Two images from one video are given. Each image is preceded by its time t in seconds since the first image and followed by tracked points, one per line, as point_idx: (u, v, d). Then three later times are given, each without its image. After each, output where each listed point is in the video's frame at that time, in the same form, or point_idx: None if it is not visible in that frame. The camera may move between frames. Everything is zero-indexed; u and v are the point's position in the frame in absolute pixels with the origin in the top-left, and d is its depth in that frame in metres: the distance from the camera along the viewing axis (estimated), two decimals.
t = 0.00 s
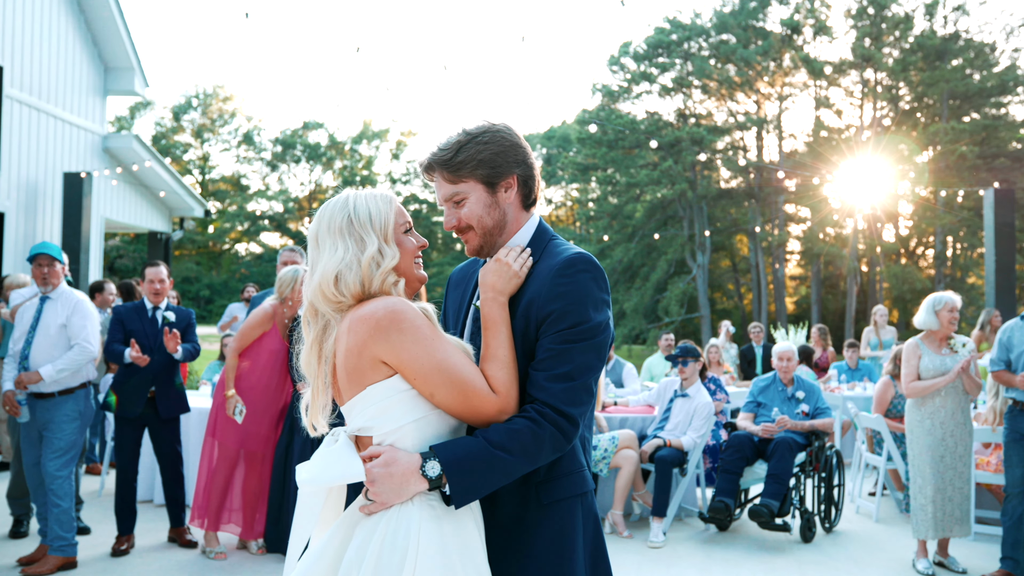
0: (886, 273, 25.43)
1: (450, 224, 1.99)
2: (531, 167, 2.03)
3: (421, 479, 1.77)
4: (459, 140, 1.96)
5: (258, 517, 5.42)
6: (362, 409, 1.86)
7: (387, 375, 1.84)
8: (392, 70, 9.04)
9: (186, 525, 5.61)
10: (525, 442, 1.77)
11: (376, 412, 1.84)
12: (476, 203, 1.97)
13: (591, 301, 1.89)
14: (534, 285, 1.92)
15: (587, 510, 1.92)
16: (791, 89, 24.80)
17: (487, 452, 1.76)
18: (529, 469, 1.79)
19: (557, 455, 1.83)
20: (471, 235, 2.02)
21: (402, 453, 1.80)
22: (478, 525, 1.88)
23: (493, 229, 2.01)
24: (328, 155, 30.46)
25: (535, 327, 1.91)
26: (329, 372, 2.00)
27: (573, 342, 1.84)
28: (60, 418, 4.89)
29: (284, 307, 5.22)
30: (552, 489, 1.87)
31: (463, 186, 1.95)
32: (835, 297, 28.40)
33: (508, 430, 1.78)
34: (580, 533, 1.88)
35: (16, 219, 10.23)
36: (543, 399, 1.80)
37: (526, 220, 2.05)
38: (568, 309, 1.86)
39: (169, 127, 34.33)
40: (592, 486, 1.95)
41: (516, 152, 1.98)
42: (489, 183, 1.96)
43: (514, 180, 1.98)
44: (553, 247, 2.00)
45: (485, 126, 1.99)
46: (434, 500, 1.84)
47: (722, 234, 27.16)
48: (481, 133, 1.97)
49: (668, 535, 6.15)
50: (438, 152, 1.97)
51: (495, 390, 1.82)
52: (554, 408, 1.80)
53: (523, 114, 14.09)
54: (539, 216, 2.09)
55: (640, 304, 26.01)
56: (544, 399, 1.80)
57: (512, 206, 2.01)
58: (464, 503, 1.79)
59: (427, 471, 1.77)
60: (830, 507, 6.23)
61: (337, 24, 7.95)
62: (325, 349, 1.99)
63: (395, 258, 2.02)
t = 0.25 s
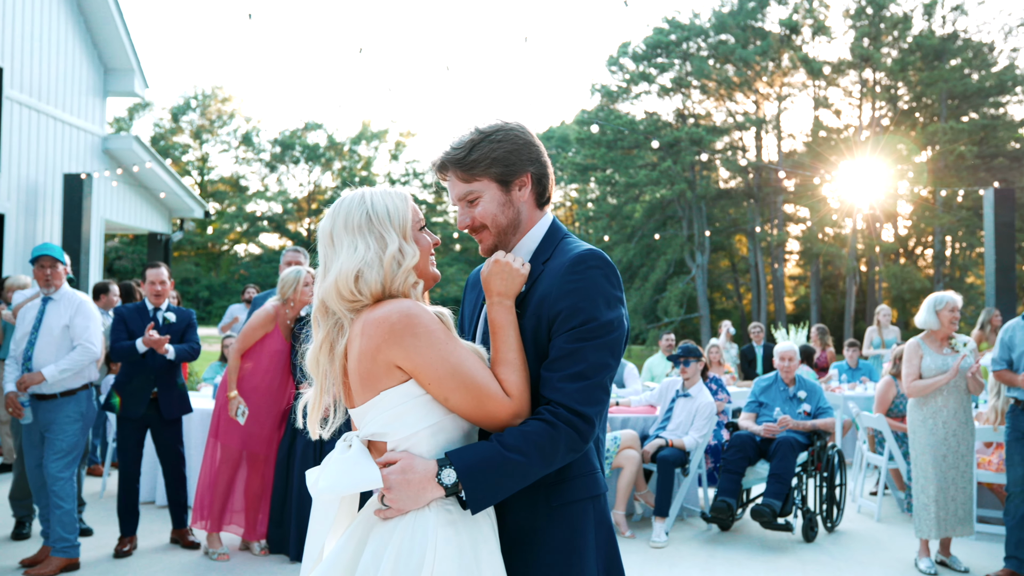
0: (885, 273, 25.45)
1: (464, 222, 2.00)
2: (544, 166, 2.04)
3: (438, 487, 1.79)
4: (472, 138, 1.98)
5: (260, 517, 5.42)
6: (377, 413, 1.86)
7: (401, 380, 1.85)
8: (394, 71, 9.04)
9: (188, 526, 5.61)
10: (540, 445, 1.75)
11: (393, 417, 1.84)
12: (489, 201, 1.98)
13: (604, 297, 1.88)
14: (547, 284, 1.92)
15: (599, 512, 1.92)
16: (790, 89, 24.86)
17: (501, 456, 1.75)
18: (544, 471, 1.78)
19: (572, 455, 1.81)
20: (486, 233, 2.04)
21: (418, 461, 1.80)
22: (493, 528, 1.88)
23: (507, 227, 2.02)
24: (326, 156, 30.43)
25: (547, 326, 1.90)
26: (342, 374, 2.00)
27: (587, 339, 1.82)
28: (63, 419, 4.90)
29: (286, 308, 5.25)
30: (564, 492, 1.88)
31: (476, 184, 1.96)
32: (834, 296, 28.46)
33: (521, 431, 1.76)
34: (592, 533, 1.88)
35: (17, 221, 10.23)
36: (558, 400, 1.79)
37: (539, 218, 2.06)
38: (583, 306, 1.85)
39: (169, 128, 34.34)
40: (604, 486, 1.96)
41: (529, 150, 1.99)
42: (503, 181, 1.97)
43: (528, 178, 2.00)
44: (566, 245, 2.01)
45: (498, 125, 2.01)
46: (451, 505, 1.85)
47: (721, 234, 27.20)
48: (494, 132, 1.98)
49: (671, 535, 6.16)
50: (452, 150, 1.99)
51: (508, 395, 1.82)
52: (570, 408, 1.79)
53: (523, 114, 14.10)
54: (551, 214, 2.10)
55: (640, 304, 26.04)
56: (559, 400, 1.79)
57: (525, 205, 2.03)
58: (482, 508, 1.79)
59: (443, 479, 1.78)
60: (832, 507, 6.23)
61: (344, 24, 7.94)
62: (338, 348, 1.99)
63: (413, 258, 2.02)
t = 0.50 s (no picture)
0: (884, 273, 25.47)
1: (478, 220, 2.01)
2: (558, 164, 2.04)
3: (448, 490, 1.79)
4: (485, 136, 1.99)
5: (261, 517, 5.41)
6: (384, 418, 1.87)
7: (408, 385, 1.86)
8: (395, 72, 9.04)
9: (189, 527, 5.61)
10: (548, 444, 1.73)
11: (401, 420, 1.85)
12: (502, 199, 1.99)
13: (618, 294, 1.86)
14: (557, 282, 1.91)
15: (609, 516, 1.89)
16: (789, 88, 24.81)
17: (509, 459, 1.74)
18: (556, 473, 1.76)
19: (583, 458, 1.79)
20: (500, 232, 2.05)
21: (429, 465, 1.80)
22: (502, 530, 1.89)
23: (520, 224, 2.03)
24: (325, 156, 30.42)
25: (558, 326, 1.89)
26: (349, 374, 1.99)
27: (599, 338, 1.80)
28: (63, 419, 4.89)
29: (286, 308, 5.29)
30: (572, 494, 1.86)
31: (489, 182, 1.98)
32: (832, 296, 28.52)
33: (531, 433, 1.75)
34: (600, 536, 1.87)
35: (16, 221, 10.21)
36: (569, 400, 1.77)
37: (554, 215, 2.06)
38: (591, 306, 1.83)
39: (167, 129, 34.33)
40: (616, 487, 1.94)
41: (543, 147, 2.00)
42: (516, 178, 1.98)
43: (542, 175, 2.01)
44: (579, 241, 2.00)
45: (511, 121, 2.02)
46: (460, 509, 1.85)
47: (719, 234, 27.25)
48: (508, 129, 1.99)
49: (672, 534, 6.16)
50: (466, 147, 2.00)
51: (513, 404, 1.81)
52: (580, 408, 1.76)
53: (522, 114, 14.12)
54: (565, 210, 2.10)
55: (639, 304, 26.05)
56: (570, 399, 1.77)
57: (539, 202, 2.03)
58: (492, 511, 1.78)
59: (453, 483, 1.78)
60: (832, 506, 6.24)
61: (345, 24, 7.94)
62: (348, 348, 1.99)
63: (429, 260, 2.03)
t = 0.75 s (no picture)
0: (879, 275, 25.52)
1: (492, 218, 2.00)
2: (575, 163, 2.02)
3: (457, 494, 1.77)
4: (502, 132, 1.98)
5: (257, 516, 5.39)
6: (384, 421, 1.88)
7: (408, 389, 1.86)
8: (394, 71, 9.03)
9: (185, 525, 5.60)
10: (556, 449, 1.72)
11: (401, 424, 1.85)
12: (517, 196, 1.97)
13: (632, 294, 1.82)
14: (568, 282, 1.89)
15: (615, 523, 1.85)
16: (785, 90, 24.89)
17: (516, 464, 1.73)
18: (565, 478, 1.74)
19: (594, 462, 1.76)
20: (516, 230, 2.03)
21: (439, 469, 1.80)
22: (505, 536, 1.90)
23: (535, 223, 2.01)
24: (322, 155, 30.37)
25: (567, 328, 1.86)
26: (355, 374, 1.99)
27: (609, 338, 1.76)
28: (60, 417, 4.88)
29: (283, 307, 5.31)
30: (577, 498, 1.84)
31: (503, 180, 1.96)
32: (828, 297, 28.60)
33: (540, 438, 1.73)
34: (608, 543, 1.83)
35: (12, 218, 10.18)
36: (580, 403, 1.74)
37: (570, 214, 2.03)
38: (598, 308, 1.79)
39: (163, 127, 34.22)
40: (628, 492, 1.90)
41: (560, 145, 1.98)
42: (531, 177, 1.96)
43: (558, 174, 1.98)
44: (594, 239, 1.97)
45: (529, 118, 2.00)
46: (464, 513, 1.86)
47: (716, 235, 27.29)
48: (525, 126, 1.98)
49: (668, 535, 6.16)
50: (482, 144, 1.99)
51: (509, 421, 1.82)
52: (591, 411, 1.73)
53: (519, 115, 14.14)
54: (583, 209, 2.07)
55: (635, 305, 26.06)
56: (582, 402, 1.74)
57: (555, 201, 2.01)
58: (499, 518, 1.76)
59: (460, 488, 1.77)
60: (828, 507, 6.25)
61: (345, 23, 7.94)
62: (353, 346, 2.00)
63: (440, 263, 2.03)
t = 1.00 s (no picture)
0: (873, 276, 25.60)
1: (504, 217, 1.99)
2: (589, 164, 1.99)
3: (462, 502, 1.77)
4: (516, 131, 1.96)
5: (252, 516, 5.37)
6: (383, 423, 1.88)
7: (405, 393, 1.86)
8: (392, 70, 9.01)
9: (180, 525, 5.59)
10: (554, 456, 1.71)
11: (396, 428, 1.85)
12: (529, 196, 1.96)
13: (639, 297, 1.81)
14: (575, 284, 1.87)
15: (616, 532, 1.81)
16: (780, 92, 25.04)
17: (517, 472, 1.72)
18: (566, 485, 1.73)
19: (596, 468, 1.74)
20: (528, 230, 2.01)
21: (445, 477, 1.79)
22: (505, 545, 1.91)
23: (546, 223, 1.99)
24: (317, 154, 30.35)
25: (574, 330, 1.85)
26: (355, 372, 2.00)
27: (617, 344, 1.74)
28: (55, 417, 4.86)
29: (276, 307, 5.34)
30: (577, 504, 1.82)
31: (516, 179, 1.94)
32: (822, 298, 28.69)
33: (541, 446, 1.73)
34: (611, 551, 1.80)
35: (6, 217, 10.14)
36: (585, 406, 1.72)
37: (583, 215, 2.01)
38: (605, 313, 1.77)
39: (157, 126, 34.11)
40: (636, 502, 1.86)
41: (575, 146, 1.96)
42: (545, 176, 1.94)
43: (571, 174, 1.96)
44: (605, 239, 1.94)
45: (544, 117, 1.98)
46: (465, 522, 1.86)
47: (710, 235, 27.38)
48: (539, 125, 1.96)
49: (663, 536, 6.16)
50: (496, 141, 1.97)
51: (503, 437, 1.82)
52: (594, 415, 1.72)
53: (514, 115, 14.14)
54: (597, 208, 2.05)
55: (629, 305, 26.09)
56: (586, 406, 1.72)
57: (567, 202, 1.99)
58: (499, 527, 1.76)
59: (462, 496, 1.76)
60: (822, 508, 6.27)
61: (342, 23, 7.92)
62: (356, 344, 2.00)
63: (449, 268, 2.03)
